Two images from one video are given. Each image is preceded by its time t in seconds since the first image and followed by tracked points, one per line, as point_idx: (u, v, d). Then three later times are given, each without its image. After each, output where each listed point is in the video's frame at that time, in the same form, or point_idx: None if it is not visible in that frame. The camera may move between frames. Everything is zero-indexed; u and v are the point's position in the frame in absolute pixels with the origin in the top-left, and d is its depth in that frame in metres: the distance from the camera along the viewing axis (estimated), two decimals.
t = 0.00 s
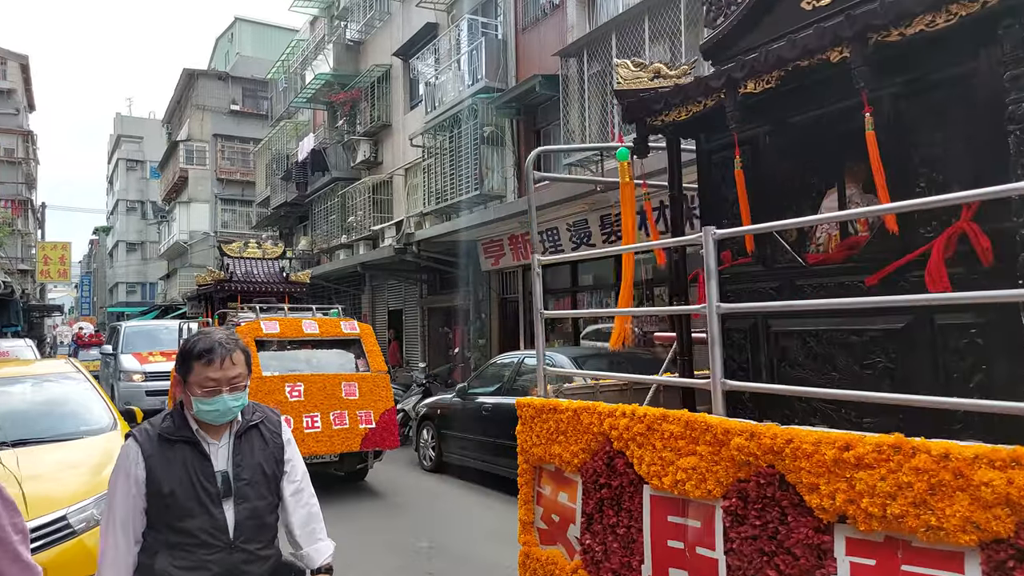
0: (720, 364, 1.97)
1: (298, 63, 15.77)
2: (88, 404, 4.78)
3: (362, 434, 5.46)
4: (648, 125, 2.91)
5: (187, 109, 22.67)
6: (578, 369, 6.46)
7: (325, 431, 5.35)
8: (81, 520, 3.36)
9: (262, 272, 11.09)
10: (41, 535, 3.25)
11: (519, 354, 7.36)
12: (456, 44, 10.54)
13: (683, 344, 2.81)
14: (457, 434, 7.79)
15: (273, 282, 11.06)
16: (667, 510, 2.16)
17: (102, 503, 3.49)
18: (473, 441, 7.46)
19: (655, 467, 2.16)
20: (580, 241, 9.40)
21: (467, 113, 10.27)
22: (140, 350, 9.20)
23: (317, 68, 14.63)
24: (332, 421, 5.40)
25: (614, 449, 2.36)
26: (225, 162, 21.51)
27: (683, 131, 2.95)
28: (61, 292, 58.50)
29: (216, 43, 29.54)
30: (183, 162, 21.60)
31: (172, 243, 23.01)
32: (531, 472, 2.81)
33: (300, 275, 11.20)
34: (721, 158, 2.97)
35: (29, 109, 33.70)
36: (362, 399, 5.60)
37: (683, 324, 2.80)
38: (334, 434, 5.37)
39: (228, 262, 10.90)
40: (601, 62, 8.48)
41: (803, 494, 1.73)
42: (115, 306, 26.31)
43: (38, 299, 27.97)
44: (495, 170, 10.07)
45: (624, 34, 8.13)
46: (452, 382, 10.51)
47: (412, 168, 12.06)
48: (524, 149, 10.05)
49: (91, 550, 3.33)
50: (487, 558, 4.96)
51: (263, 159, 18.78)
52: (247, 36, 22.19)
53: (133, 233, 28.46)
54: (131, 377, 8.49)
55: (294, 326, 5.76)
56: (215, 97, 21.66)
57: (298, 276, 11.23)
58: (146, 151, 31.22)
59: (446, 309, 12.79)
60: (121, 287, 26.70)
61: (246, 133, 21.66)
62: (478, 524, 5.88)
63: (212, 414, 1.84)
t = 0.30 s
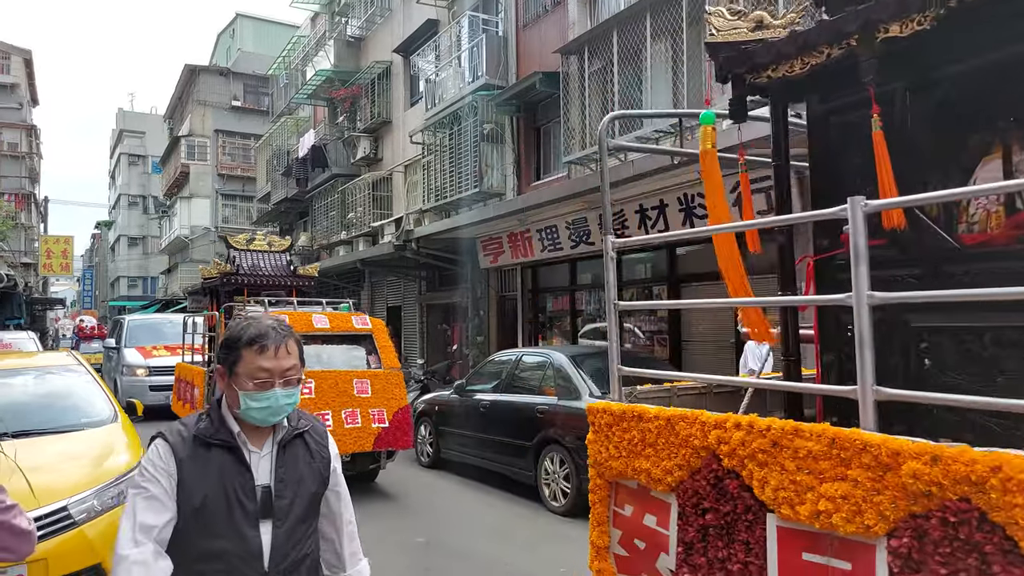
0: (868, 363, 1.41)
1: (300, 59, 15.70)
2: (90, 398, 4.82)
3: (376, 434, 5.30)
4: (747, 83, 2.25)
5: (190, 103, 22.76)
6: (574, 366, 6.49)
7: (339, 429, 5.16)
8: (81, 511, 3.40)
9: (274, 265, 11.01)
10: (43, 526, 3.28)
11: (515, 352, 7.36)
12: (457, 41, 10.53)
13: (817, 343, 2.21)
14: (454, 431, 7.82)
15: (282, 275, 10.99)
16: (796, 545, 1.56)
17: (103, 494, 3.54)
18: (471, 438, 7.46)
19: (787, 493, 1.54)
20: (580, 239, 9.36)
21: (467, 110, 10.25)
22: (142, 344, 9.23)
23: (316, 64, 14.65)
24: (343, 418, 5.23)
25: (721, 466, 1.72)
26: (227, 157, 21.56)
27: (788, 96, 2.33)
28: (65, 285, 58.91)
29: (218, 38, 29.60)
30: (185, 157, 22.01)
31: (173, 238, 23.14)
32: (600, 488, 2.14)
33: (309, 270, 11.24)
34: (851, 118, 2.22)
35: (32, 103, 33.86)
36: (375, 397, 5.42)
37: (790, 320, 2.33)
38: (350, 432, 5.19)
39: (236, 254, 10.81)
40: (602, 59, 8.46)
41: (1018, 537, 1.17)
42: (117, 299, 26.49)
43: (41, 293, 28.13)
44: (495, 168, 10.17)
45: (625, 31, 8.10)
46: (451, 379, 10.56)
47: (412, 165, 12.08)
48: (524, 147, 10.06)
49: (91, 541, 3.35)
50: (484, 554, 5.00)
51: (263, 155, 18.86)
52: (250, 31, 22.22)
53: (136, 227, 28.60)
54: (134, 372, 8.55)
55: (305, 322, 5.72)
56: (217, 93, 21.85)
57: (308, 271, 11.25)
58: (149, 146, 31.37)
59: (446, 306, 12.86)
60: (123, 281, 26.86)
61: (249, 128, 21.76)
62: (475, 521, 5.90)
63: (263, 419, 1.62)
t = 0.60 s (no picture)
0: None
1: (297, 45, 15.46)
2: (84, 384, 4.77)
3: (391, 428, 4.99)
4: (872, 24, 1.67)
5: (183, 88, 22.57)
6: (572, 358, 6.47)
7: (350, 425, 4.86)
8: (75, 499, 3.40)
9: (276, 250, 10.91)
10: (37, 513, 3.28)
11: (512, 342, 7.32)
12: (456, 29, 10.47)
13: (958, 338, 1.61)
14: (450, 421, 7.80)
15: (285, 260, 10.89)
16: None
17: (97, 482, 3.54)
18: (469, 428, 7.43)
19: (977, 529, 1.17)
20: (578, 230, 9.35)
21: (466, 98, 10.17)
22: (140, 331, 9.18)
23: (311, 50, 14.51)
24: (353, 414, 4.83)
25: (871, 490, 1.33)
26: (221, 143, 21.39)
27: (927, 42, 1.70)
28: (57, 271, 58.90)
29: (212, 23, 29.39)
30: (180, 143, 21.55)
31: (166, 224, 23.02)
32: (688, 507, 1.70)
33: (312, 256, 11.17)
34: (1012, 61, 1.50)
35: (23, 87, 33.75)
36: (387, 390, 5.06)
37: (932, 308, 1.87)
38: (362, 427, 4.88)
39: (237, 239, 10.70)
40: (602, 49, 8.39)
41: None
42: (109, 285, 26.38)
43: (32, 278, 28.10)
44: (493, 157, 10.06)
45: (625, 20, 8.01)
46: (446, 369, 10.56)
47: (409, 153, 12.00)
48: (522, 137, 10.01)
49: (85, 528, 3.34)
50: (480, 546, 4.99)
51: (257, 142, 18.76)
52: (245, 16, 22.03)
53: (129, 213, 28.53)
54: (131, 360, 8.51)
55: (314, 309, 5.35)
56: (212, 78, 21.69)
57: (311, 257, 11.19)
58: (143, 131, 31.31)
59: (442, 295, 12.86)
60: (117, 267, 26.86)
61: (244, 115, 21.64)
62: (472, 512, 5.88)
63: (350, 405, 1.46)
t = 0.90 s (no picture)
0: None
1: (304, 36, 15.44)
2: (96, 375, 4.81)
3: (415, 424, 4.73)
4: None
5: (193, 79, 22.68)
6: (581, 350, 6.45)
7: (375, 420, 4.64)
8: (89, 490, 3.50)
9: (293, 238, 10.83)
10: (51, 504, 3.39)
11: (520, 334, 7.31)
12: (463, 19, 10.41)
13: None
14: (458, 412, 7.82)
15: (303, 248, 10.82)
16: None
17: (110, 473, 3.62)
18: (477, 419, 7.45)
19: None
20: (586, 221, 9.31)
21: (473, 89, 10.14)
22: (154, 321, 9.25)
23: (320, 41, 14.49)
24: (378, 409, 4.68)
25: None
26: (229, 134, 21.40)
27: None
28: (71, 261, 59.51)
29: (221, 13, 29.45)
30: (189, 134, 22.09)
31: (177, 215, 23.14)
32: (864, 554, 1.83)
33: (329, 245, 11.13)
34: None
35: (33, 78, 34.01)
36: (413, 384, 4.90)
37: None
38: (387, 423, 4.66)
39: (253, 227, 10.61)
40: (610, 38, 8.30)
41: None
42: (120, 275, 26.63)
43: (44, 267, 28.41)
44: (500, 148, 10.04)
45: (634, 9, 7.90)
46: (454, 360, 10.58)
47: (416, 144, 11.96)
48: (530, 126, 9.92)
49: (98, 520, 3.47)
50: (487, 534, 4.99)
51: (266, 133, 18.79)
52: (253, 6, 22.03)
53: (139, 203, 28.73)
54: (145, 352, 8.58)
55: (335, 300, 5.19)
56: (220, 69, 21.85)
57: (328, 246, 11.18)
58: (152, 122, 31.49)
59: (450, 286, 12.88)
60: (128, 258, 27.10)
61: (252, 105, 21.71)
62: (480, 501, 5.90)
63: (467, 449, 1.37)
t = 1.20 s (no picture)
0: None
1: (315, 22, 15.39)
2: (113, 360, 4.84)
3: (446, 417, 4.80)
4: None
5: (206, 65, 22.71)
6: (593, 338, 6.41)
7: (405, 412, 4.67)
8: (107, 476, 3.51)
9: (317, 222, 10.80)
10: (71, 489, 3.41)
11: (533, 322, 7.29)
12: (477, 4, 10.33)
13: None
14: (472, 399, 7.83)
15: (327, 233, 10.76)
16: None
17: (128, 459, 3.64)
18: (491, 407, 7.45)
19: None
20: (601, 208, 9.24)
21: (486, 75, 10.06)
22: (174, 309, 9.28)
23: (331, 27, 14.41)
24: (409, 400, 4.72)
25: None
26: (242, 121, 21.43)
27: None
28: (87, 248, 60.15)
29: (233, 0, 29.45)
30: (202, 121, 22.14)
31: (191, 202, 23.22)
32: None
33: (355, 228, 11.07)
34: None
35: (49, 65, 34.25)
36: (444, 374, 4.94)
37: None
38: (417, 415, 4.70)
39: (276, 210, 10.49)
40: (624, 22, 8.20)
41: None
42: (136, 262, 26.84)
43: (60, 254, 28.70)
44: (513, 134, 9.96)
45: None
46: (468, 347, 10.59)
47: (429, 131, 11.91)
48: (543, 112, 9.82)
49: (117, 505, 3.48)
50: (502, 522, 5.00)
51: (279, 120, 18.80)
52: None
53: (154, 190, 28.92)
54: (165, 339, 8.60)
55: (363, 288, 5.10)
56: (232, 56, 21.88)
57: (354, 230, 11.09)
58: (166, 110, 31.63)
59: (463, 273, 12.88)
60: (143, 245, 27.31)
61: (266, 93, 21.74)
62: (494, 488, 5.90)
63: (676, 465, 1.23)
